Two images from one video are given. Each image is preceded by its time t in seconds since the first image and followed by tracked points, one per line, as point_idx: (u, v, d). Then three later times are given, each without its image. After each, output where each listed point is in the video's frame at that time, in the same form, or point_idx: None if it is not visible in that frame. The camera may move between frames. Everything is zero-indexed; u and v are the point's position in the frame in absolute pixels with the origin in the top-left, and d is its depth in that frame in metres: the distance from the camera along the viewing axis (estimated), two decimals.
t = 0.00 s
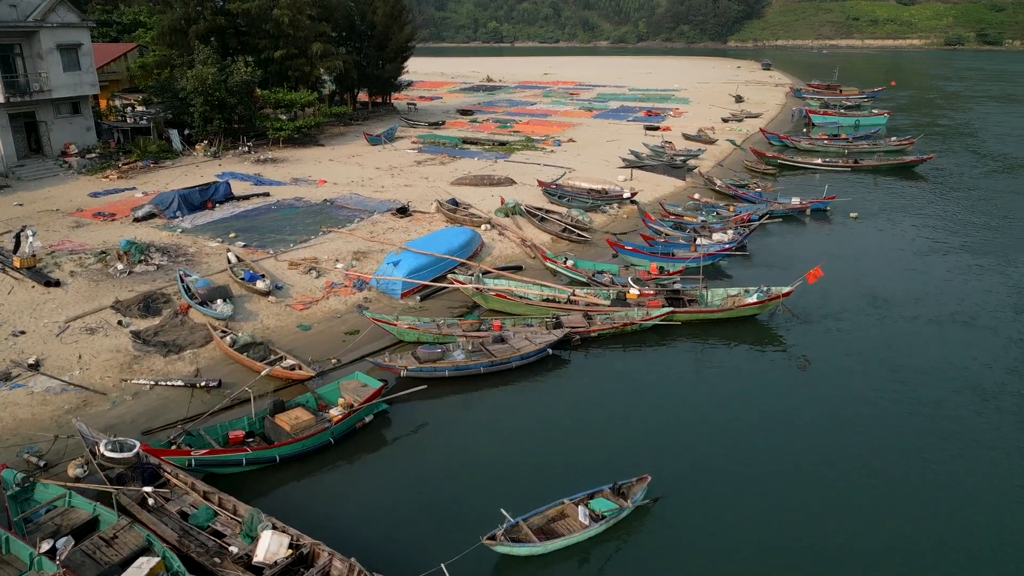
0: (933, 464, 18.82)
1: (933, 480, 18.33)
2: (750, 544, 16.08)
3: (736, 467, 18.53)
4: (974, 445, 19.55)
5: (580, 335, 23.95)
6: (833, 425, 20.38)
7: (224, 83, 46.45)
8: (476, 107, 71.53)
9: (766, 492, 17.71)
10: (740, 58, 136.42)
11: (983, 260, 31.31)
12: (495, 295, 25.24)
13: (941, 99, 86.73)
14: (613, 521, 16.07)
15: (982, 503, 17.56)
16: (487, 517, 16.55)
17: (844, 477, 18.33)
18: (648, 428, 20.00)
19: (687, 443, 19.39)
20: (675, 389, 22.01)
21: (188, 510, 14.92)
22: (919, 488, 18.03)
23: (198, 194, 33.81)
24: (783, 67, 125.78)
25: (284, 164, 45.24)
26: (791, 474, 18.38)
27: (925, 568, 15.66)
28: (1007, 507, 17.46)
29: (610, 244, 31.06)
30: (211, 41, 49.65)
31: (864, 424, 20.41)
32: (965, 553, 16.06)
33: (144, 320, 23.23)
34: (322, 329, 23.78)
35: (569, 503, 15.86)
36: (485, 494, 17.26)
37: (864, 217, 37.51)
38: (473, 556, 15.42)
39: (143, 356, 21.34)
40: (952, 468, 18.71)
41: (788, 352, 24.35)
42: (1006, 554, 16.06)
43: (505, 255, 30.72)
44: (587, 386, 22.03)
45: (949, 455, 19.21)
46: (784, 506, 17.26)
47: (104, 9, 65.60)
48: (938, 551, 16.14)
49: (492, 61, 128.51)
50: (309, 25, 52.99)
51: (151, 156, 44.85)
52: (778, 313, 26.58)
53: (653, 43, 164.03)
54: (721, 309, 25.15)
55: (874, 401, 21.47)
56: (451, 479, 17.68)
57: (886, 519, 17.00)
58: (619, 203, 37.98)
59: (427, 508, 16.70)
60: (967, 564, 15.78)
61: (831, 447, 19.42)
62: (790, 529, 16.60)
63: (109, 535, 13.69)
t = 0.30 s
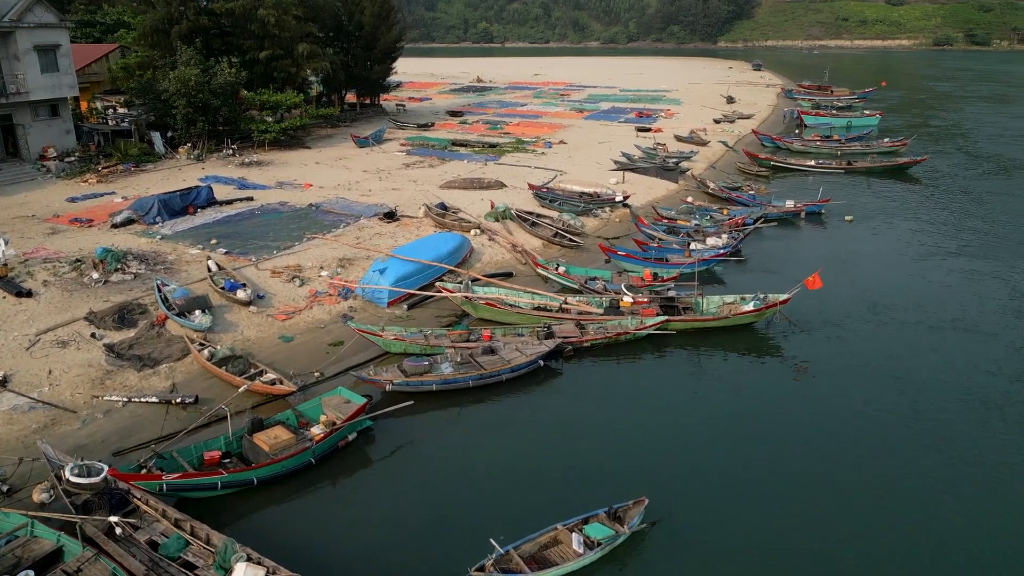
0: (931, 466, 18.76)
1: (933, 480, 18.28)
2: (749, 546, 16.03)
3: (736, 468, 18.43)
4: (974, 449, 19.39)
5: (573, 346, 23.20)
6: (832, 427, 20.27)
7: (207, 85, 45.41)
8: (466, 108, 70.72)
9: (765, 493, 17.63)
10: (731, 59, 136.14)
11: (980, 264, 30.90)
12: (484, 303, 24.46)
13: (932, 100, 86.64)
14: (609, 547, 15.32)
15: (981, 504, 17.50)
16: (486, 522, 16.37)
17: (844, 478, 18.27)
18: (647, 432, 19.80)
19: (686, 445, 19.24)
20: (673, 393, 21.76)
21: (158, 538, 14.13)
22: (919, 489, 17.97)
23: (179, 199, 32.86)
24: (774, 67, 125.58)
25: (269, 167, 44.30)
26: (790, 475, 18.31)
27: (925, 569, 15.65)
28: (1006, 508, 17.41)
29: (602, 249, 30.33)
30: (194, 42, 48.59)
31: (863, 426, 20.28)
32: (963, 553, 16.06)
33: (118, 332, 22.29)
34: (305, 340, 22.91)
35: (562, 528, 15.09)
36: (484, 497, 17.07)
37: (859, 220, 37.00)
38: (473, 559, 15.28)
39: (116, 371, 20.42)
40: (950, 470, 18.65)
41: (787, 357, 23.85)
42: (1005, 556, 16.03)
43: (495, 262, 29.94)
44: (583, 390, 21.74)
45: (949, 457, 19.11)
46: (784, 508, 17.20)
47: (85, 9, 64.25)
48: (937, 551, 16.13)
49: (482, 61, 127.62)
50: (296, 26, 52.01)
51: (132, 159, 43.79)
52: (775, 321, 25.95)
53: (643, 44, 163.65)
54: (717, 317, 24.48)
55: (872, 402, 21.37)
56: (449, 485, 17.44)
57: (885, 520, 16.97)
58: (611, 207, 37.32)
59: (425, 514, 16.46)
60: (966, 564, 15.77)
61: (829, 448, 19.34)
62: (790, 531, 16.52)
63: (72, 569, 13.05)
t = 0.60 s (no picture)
0: (934, 472, 18.37)
1: (932, 480, 18.12)
2: (750, 556, 15.62)
3: (735, 470, 18.22)
4: (974, 451, 19.13)
5: (564, 359, 22.33)
6: (831, 428, 20.03)
7: (187, 86, 44.21)
8: (454, 110, 69.72)
9: (765, 495, 17.44)
10: (721, 59, 135.73)
11: (978, 269, 30.35)
12: (472, 314, 23.53)
13: (921, 101, 86.43)
14: None
15: (981, 503, 17.34)
16: (484, 527, 16.14)
17: (844, 479, 18.08)
18: (645, 435, 19.54)
19: (685, 448, 19.02)
20: (670, 397, 21.45)
21: None
22: (919, 489, 17.79)
23: (156, 205, 31.77)
24: (764, 67, 125.27)
25: (252, 171, 43.20)
26: (791, 476, 18.12)
27: (925, 570, 15.50)
28: (1006, 508, 17.25)
29: (594, 256, 29.49)
30: (174, 43, 47.38)
31: (862, 427, 20.03)
32: (963, 553, 15.92)
33: (87, 348, 21.24)
34: (284, 354, 21.93)
35: (554, 561, 14.14)
36: (477, 511, 16.53)
37: (854, 223, 36.41)
38: None
39: (83, 390, 19.38)
40: (950, 470, 18.46)
41: (784, 363, 23.33)
42: (1010, 565, 15.67)
43: (483, 269, 29.05)
44: (580, 394, 21.47)
45: (953, 465, 18.64)
46: (784, 508, 17.03)
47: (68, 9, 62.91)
48: (937, 550, 16.01)
49: (471, 62, 126.56)
50: (279, 26, 50.90)
51: (110, 163, 42.57)
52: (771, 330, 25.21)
53: (633, 44, 163.09)
54: (712, 328, 23.65)
55: (871, 403, 21.13)
56: (446, 492, 17.18)
57: (885, 520, 16.82)
58: (602, 211, 36.51)
59: (424, 520, 16.24)
60: (966, 565, 15.63)
61: (829, 449, 19.14)
62: (791, 533, 16.33)
63: None
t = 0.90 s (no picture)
0: (940, 487, 17.73)
1: (934, 483, 17.85)
2: None
3: (734, 473, 18.02)
4: (980, 464, 18.51)
5: (556, 372, 21.53)
6: (830, 429, 19.85)
7: (169, 88, 43.17)
8: (444, 111, 68.86)
9: (765, 496, 17.28)
10: (711, 59, 135.45)
11: (976, 273, 29.84)
12: (460, 325, 22.67)
13: (913, 101, 86.23)
14: None
15: (983, 507, 17.06)
16: (481, 534, 15.94)
17: (843, 480, 17.91)
18: (642, 442, 19.19)
19: (683, 460, 18.45)
20: (667, 404, 21.00)
21: None
22: (918, 489, 17.65)
23: (135, 211, 30.78)
24: (754, 68, 125.10)
25: (236, 174, 42.24)
26: (793, 492, 17.46)
27: (926, 570, 15.38)
28: (1006, 508, 17.08)
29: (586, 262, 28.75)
30: (156, 44, 46.33)
31: (861, 429, 19.81)
32: (971, 569, 15.41)
33: (57, 364, 20.27)
34: (264, 368, 21.03)
35: None
36: (466, 536, 15.75)
37: (849, 227, 35.86)
38: None
39: (51, 410, 18.43)
40: (948, 470, 18.29)
41: (783, 369, 22.86)
42: None
43: (472, 277, 28.23)
44: (575, 400, 21.05)
45: (959, 479, 18.01)
46: (787, 528, 16.37)
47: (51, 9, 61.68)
48: (936, 549, 15.90)
49: (461, 63, 125.65)
50: (265, 27, 49.92)
51: (89, 167, 41.51)
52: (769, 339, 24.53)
53: (623, 45, 162.63)
54: (709, 338, 22.90)
55: (870, 404, 20.88)
56: (437, 509, 16.57)
57: (885, 520, 16.69)
58: (595, 216, 35.75)
59: (421, 525, 16.07)
60: None
61: (828, 449, 18.98)
62: (790, 534, 16.20)
63: None
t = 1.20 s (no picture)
0: (949, 505, 16.98)
1: (942, 500, 17.11)
2: None
3: (732, 481, 17.65)
4: (989, 480, 17.78)
5: (547, 388, 20.61)
6: (830, 439, 19.31)
7: (148, 90, 41.89)
8: (432, 113, 67.80)
9: (762, 500, 17.01)
10: (701, 60, 135.03)
11: (976, 277, 29.19)
12: (447, 338, 21.69)
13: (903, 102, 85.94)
14: None
15: (994, 526, 16.36)
16: (474, 546, 15.55)
17: (841, 485, 17.62)
18: (638, 461, 18.36)
19: (681, 480, 17.62)
20: (663, 420, 20.15)
21: None
22: (923, 499, 17.16)
23: (108, 219, 29.63)
24: (743, 69, 124.81)
25: (217, 179, 41.10)
26: (796, 514, 16.67)
27: None
28: (1005, 509, 16.86)
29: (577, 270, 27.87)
30: (134, 44, 45.05)
31: (863, 439, 19.27)
32: None
33: (18, 384, 19.14)
34: (240, 387, 19.98)
35: None
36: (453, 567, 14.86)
37: (845, 231, 35.18)
38: None
39: (10, 435, 17.31)
40: (954, 481, 17.77)
41: (780, 377, 22.26)
42: None
43: (459, 286, 27.27)
44: (567, 417, 20.16)
45: (968, 496, 17.27)
46: (791, 553, 15.58)
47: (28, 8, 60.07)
48: (939, 559, 15.53)
49: (449, 64, 124.53)
50: (247, 27, 48.71)
51: (64, 172, 40.26)
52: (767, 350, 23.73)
53: (612, 45, 162.03)
54: (705, 351, 22.04)
55: (873, 417, 20.12)
56: (422, 538, 15.67)
57: (893, 542, 15.94)
58: (585, 221, 34.91)
59: (405, 555, 15.18)
60: None
61: (825, 453, 18.71)
62: (787, 540, 15.94)
63: None
